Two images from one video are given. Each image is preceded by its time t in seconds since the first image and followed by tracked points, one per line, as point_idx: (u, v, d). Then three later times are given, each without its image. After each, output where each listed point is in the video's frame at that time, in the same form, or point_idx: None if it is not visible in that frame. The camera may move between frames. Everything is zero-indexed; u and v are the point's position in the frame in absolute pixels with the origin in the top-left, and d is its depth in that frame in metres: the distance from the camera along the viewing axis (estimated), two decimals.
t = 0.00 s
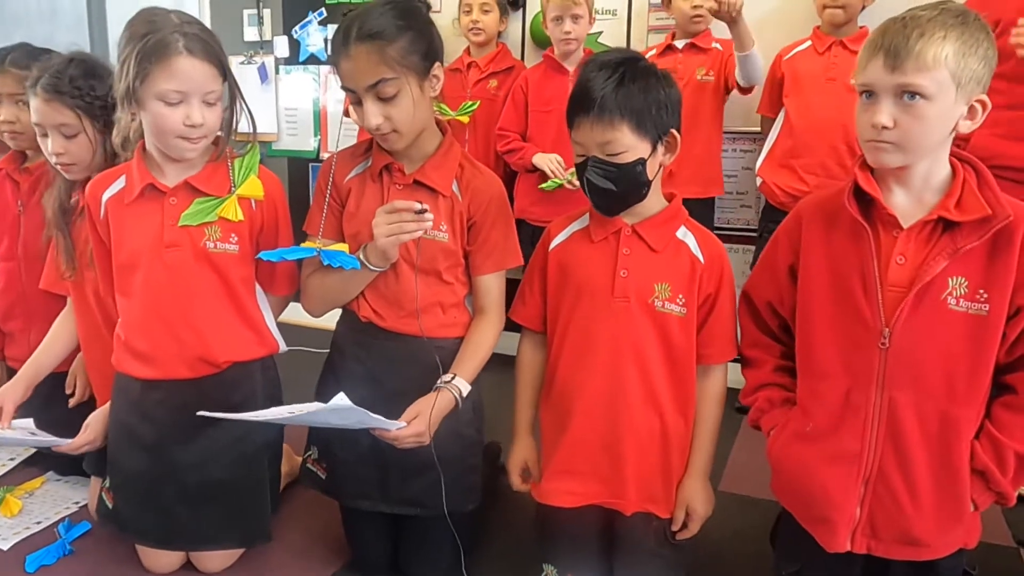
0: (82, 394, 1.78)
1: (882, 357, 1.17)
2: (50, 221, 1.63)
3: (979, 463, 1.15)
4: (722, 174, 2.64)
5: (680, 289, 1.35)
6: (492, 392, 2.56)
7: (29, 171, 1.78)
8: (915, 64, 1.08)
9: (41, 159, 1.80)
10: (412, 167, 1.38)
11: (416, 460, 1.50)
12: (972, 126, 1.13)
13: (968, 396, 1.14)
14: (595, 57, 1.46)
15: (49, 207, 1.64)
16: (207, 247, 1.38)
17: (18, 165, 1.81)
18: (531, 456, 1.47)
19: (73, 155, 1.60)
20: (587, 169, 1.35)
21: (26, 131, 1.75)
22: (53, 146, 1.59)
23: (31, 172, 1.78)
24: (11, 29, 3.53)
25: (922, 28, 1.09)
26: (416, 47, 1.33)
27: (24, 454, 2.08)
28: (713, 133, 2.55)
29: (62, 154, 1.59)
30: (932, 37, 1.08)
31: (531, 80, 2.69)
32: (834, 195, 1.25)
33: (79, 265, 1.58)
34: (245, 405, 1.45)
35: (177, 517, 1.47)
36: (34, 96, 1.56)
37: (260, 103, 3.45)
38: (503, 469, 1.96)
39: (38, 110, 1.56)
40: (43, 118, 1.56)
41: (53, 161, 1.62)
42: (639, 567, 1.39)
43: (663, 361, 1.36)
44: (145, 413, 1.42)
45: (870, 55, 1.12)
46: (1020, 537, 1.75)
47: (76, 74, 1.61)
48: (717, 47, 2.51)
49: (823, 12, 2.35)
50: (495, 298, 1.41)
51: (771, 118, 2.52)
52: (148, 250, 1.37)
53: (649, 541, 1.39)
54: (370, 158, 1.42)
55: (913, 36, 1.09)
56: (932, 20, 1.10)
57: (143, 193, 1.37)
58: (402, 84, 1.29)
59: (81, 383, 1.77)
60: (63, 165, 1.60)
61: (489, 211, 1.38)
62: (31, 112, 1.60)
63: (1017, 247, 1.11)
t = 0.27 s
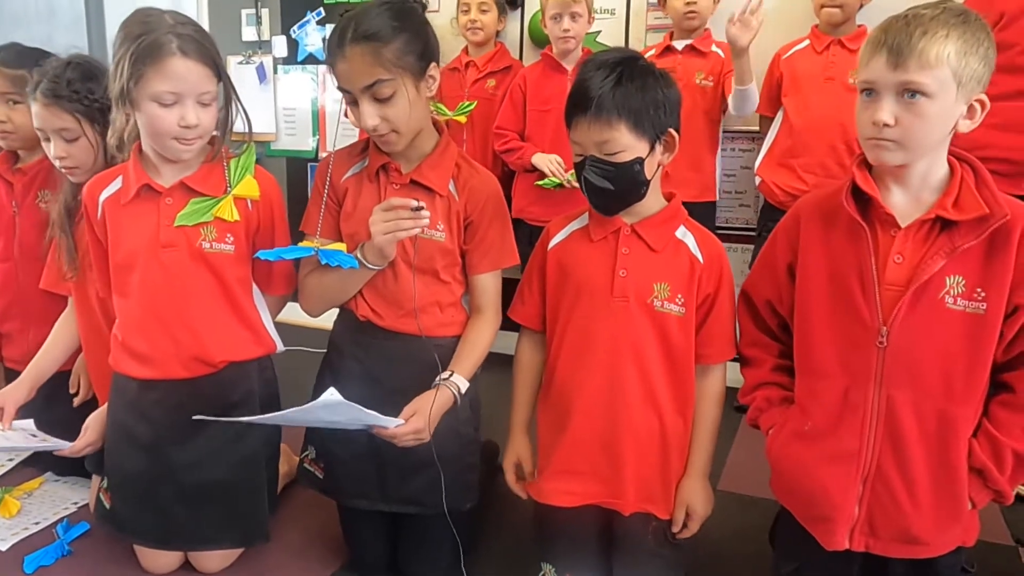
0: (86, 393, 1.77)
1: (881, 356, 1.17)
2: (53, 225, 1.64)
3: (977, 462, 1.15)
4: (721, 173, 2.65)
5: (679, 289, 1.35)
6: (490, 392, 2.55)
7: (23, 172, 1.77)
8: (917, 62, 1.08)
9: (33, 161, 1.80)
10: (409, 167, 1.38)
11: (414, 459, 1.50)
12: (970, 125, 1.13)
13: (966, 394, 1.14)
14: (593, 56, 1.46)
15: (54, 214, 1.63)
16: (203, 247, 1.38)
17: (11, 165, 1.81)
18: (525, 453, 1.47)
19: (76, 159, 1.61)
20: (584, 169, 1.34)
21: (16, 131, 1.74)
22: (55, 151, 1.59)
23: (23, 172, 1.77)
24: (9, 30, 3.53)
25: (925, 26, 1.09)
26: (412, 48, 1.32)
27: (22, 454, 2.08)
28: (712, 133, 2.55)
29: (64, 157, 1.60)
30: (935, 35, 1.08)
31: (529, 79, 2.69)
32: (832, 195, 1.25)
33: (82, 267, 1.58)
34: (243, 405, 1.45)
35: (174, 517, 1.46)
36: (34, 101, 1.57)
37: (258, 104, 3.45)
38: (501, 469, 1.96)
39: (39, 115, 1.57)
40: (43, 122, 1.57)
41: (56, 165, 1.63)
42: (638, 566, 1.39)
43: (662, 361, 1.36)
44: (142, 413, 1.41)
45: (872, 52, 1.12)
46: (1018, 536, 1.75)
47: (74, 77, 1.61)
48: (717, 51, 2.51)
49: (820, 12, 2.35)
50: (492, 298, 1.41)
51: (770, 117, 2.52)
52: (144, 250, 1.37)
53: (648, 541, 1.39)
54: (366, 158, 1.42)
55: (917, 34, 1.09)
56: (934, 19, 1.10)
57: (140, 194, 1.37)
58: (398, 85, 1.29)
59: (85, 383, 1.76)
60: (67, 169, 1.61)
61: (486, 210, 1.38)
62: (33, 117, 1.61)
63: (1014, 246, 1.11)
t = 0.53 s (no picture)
0: (88, 392, 1.77)
1: (882, 354, 1.16)
2: (55, 224, 1.65)
3: (979, 458, 1.15)
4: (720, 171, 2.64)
5: (679, 287, 1.35)
6: (490, 390, 2.55)
7: (22, 171, 1.77)
8: (919, 61, 1.07)
9: (34, 159, 1.80)
10: (406, 166, 1.38)
11: (411, 456, 1.50)
12: (970, 124, 1.13)
13: (967, 390, 1.14)
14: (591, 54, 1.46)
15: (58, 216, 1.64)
16: (201, 247, 1.37)
17: (11, 164, 1.81)
18: (526, 456, 1.47)
19: (79, 158, 1.60)
20: (577, 164, 1.35)
21: (17, 131, 1.74)
22: (58, 151, 1.59)
23: (24, 171, 1.77)
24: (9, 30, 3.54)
25: (927, 25, 1.09)
26: (410, 46, 1.32)
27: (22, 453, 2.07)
28: (711, 130, 2.55)
29: (68, 157, 1.60)
30: (936, 35, 1.08)
31: (528, 77, 2.69)
32: (833, 192, 1.25)
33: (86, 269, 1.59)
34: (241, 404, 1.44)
35: (172, 515, 1.46)
36: (37, 101, 1.57)
37: (257, 102, 3.45)
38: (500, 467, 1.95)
39: (42, 115, 1.56)
40: (47, 122, 1.57)
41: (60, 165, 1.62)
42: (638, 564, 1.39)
43: (661, 360, 1.36)
44: (140, 412, 1.42)
45: (873, 51, 1.12)
46: (1018, 534, 1.75)
47: (76, 77, 1.60)
48: (718, 47, 2.51)
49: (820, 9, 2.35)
50: (487, 292, 1.41)
51: (769, 115, 2.52)
52: (142, 249, 1.37)
53: (649, 540, 1.39)
54: (363, 156, 1.42)
55: (918, 33, 1.09)
56: (935, 18, 1.10)
57: (137, 193, 1.37)
58: (396, 83, 1.29)
59: (87, 382, 1.76)
60: (70, 169, 1.60)
61: (482, 210, 1.38)
62: (37, 118, 1.61)
63: (1015, 242, 1.11)
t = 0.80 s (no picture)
0: (100, 390, 1.79)
1: (898, 356, 1.16)
2: (70, 225, 1.68)
3: (996, 458, 1.16)
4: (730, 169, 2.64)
5: (689, 288, 1.35)
6: (499, 387, 2.56)
7: (39, 169, 1.79)
8: (933, 65, 1.07)
9: (50, 158, 1.82)
10: (414, 168, 1.39)
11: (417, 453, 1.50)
12: (982, 128, 1.13)
13: (983, 391, 1.15)
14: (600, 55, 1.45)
15: (72, 213, 1.67)
16: (217, 251, 1.42)
17: (27, 163, 1.83)
18: (537, 455, 1.49)
19: (96, 157, 1.62)
20: (585, 163, 1.34)
21: (36, 129, 1.76)
22: (77, 149, 1.61)
23: (41, 169, 1.79)
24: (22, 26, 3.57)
25: (941, 29, 1.09)
26: (416, 47, 1.32)
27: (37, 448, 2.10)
28: (721, 128, 2.55)
29: (86, 156, 1.61)
30: (951, 39, 1.08)
31: (538, 74, 2.69)
32: (846, 194, 1.25)
33: (98, 268, 1.62)
34: (256, 403, 1.50)
35: (188, 508, 1.52)
36: (55, 101, 1.59)
37: (268, 99, 3.46)
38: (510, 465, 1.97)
39: (60, 114, 1.58)
40: (65, 122, 1.58)
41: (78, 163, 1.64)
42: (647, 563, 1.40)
43: (671, 361, 1.37)
44: (161, 406, 1.48)
45: (888, 55, 1.11)
46: None
47: (94, 76, 1.62)
48: (727, 47, 2.50)
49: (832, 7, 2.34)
50: (491, 293, 1.40)
51: (779, 113, 2.52)
52: (161, 251, 1.42)
53: (658, 539, 1.40)
54: (372, 155, 1.42)
55: (933, 37, 1.08)
56: (949, 22, 1.10)
57: (155, 197, 1.41)
58: (397, 83, 1.29)
59: (100, 379, 1.79)
60: (88, 167, 1.62)
61: (488, 214, 1.39)
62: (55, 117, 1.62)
63: None
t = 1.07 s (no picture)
0: (149, 397, 1.88)
1: (940, 374, 1.17)
2: (121, 244, 1.77)
3: None
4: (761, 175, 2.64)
5: (724, 305, 1.36)
6: (530, 394, 2.58)
7: (87, 184, 1.86)
8: (977, 89, 1.08)
9: (97, 172, 1.88)
10: (454, 185, 1.41)
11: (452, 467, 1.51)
12: None
13: None
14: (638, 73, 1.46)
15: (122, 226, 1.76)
16: (261, 267, 1.46)
17: (74, 177, 1.90)
18: (572, 468, 1.51)
19: (150, 172, 1.63)
20: (622, 179, 1.34)
21: (83, 145, 1.84)
22: (131, 165, 1.62)
23: (88, 184, 1.86)
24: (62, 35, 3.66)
25: (984, 54, 1.09)
26: (450, 70, 1.33)
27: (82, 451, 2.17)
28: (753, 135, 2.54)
29: (140, 171, 1.62)
30: (994, 63, 1.09)
31: (569, 82, 2.70)
32: (889, 211, 1.26)
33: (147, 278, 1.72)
34: (296, 415, 1.53)
35: (234, 517, 1.57)
36: (111, 118, 1.61)
37: (300, 105, 3.51)
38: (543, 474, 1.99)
39: (117, 131, 1.60)
40: (121, 138, 1.60)
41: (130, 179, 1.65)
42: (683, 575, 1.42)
43: (706, 377, 1.39)
44: (206, 418, 1.53)
45: (930, 79, 1.12)
46: None
47: (149, 94, 1.63)
48: (757, 58, 2.51)
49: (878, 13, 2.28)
50: (525, 310, 1.44)
51: (811, 121, 2.50)
52: (207, 267, 1.46)
53: (694, 551, 1.42)
54: (412, 172, 1.43)
55: (976, 62, 1.09)
56: (992, 46, 1.11)
57: (201, 214, 1.46)
58: (427, 102, 1.31)
59: (147, 387, 1.87)
60: (141, 182, 1.62)
61: (525, 232, 1.41)
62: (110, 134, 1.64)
63: None
